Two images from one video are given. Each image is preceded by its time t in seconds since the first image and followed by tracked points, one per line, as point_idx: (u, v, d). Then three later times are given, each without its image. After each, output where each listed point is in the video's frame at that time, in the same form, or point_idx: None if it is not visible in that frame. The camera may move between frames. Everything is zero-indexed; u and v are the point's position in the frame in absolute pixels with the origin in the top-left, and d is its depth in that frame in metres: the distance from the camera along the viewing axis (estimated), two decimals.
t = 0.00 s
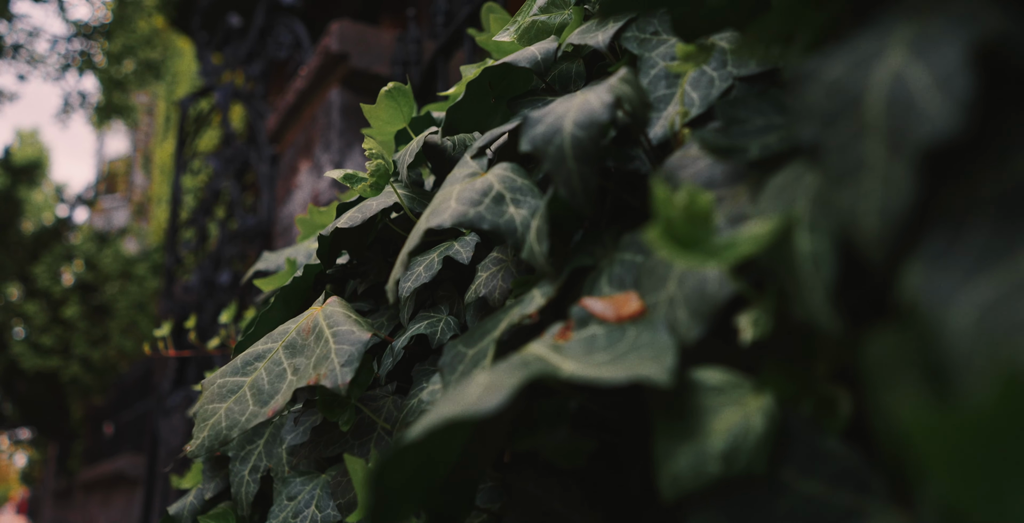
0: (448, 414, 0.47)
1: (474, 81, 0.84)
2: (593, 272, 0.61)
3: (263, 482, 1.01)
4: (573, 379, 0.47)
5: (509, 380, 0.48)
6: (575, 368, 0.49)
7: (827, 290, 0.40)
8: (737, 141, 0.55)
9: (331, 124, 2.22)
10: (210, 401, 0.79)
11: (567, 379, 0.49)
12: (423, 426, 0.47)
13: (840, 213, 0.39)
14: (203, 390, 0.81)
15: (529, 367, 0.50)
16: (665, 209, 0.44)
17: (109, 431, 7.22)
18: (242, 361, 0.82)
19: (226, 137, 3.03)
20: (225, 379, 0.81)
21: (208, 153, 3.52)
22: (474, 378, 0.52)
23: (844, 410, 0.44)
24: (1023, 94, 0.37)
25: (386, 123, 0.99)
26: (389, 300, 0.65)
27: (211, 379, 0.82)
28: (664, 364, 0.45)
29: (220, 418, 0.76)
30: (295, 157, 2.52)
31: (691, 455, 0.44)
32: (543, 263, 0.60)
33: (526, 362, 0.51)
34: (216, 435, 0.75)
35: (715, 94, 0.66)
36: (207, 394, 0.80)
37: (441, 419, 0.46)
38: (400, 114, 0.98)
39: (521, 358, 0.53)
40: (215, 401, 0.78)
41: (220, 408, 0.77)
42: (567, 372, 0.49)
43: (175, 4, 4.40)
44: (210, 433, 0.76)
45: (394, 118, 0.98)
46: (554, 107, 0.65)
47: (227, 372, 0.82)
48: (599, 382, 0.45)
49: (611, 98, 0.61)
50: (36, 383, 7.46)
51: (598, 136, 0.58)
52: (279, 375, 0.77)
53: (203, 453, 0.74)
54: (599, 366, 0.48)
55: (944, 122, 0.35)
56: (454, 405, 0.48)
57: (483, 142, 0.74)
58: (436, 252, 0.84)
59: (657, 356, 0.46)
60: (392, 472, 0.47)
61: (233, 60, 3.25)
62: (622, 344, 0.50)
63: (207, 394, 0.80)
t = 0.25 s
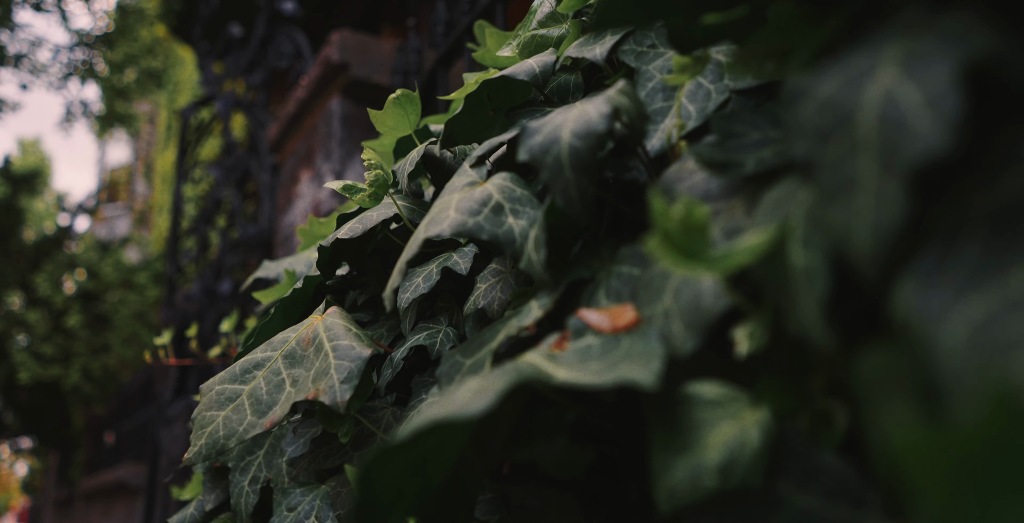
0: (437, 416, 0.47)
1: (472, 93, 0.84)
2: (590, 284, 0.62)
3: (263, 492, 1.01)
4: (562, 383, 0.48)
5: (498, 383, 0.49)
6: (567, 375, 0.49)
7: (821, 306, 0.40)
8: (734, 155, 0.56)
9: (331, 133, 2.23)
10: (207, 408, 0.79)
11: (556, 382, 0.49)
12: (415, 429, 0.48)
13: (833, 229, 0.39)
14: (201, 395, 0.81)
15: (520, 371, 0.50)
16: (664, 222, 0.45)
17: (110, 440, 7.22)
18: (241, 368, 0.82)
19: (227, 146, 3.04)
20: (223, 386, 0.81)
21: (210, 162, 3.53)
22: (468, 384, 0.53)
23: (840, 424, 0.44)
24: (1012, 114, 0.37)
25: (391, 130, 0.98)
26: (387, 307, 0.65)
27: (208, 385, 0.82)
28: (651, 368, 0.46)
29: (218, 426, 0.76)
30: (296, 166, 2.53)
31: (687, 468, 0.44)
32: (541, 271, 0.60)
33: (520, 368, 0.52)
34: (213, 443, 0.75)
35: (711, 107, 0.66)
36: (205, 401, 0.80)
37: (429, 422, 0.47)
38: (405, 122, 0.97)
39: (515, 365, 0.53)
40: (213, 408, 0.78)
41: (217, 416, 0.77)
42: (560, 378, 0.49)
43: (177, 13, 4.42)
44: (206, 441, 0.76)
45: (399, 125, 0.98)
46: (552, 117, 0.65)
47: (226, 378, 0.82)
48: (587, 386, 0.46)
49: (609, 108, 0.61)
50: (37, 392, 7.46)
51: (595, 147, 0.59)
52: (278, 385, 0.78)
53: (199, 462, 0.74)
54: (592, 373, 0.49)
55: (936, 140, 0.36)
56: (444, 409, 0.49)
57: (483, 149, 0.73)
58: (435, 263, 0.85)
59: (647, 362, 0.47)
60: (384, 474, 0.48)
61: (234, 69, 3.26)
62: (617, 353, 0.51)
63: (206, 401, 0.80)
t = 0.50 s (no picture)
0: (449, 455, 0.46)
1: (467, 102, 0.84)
2: (588, 298, 0.62)
3: (263, 503, 1.01)
4: (569, 410, 0.48)
5: (509, 416, 0.48)
6: (572, 397, 0.50)
7: (815, 323, 0.40)
8: (729, 170, 0.56)
9: (331, 142, 2.23)
10: (208, 425, 0.79)
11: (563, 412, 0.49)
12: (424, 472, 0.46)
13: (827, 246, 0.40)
14: (202, 414, 0.82)
15: (528, 402, 0.50)
16: (660, 238, 0.45)
17: (111, 448, 7.22)
18: (241, 384, 0.83)
19: (228, 155, 3.05)
20: (224, 403, 0.81)
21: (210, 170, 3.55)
22: (474, 413, 0.53)
23: (835, 437, 0.44)
24: (1001, 133, 0.38)
25: (390, 140, 0.98)
26: (386, 320, 0.66)
27: (209, 403, 0.82)
28: (660, 393, 0.46)
29: (220, 443, 0.77)
30: (296, 175, 2.53)
31: (684, 481, 0.45)
32: (537, 288, 0.61)
33: (523, 394, 0.52)
34: (215, 460, 0.75)
35: (707, 120, 0.67)
36: (206, 419, 0.80)
37: (442, 463, 0.45)
38: (404, 132, 0.97)
39: (517, 389, 0.54)
40: (214, 425, 0.79)
41: (218, 432, 0.78)
42: (565, 405, 0.49)
43: (178, 22, 4.44)
44: (208, 459, 0.76)
45: (398, 136, 0.98)
46: (548, 134, 0.66)
47: (226, 396, 0.82)
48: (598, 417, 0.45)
49: (603, 127, 0.62)
50: (38, 401, 7.45)
51: (591, 163, 0.60)
52: (278, 399, 0.78)
53: (202, 478, 0.75)
54: (597, 395, 0.49)
55: (926, 159, 0.36)
56: (454, 444, 0.48)
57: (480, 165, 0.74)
58: (434, 274, 0.85)
59: (653, 384, 0.47)
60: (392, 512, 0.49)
61: (235, 78, 3.27)
62: (618, 371, 0.51)
63: (206, 418, 0.80)
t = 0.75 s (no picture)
0: (441, 462, 0.47)
1: (467, 116, 0.84)
2: (586, 308, 0.62)
3: (262, 513, 1.01)
4: (564, 418, 0.48)
5: (503, 424, 0.49)
6: (568, 407, 0.50)
7: (808, 336, 0.41)
8: (724, 183, 0.56)
9: (331, 151, 2.24)
10: (207, 436, 0.79)
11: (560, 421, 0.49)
12: (417, 476, 0.48)
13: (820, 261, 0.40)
14: (201, 424, 0.82)
15: (524, 410, 0.50)
16: (654, 252, 0.45)
17: (111, 456, 7.22)
18: (240, 395, 0.83)
19: (228, 163, 3.06)
20: (223, 414, 0.82)
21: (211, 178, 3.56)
22: (469, 420, 0.53)
23: (830, 449, 0.44)
24: (990, 150, 0.38)
25: (389, 150, 0.98)
26: (387, 336, 0.66)
27: (208, 413, 0.83)
28: (654, 403, 0.46)
29: (218, 454, 0.77)
30: (297, 183, 2.54)
31: (680, 494, 0.45)
32: (536, 301, 0.61)
33: (519, 402, 0.53)
34: (214, 471, 0.75)
35: (704, 132, 0.67)
36: (205, 429, 0.81)
37: (435, 468, 0.46)
38: (404, 142, 0.97)
39: (514, 398, 0.54)
40: (213, 436, 0.79)
41: (217, 443, 0.78)
42: (560, 412, 0.49)
43: (179, 30, 4.46)
44: (207, 469, 0.76)
45: (398, 145, 0.97)
46: (548, 147, 0.66)
47: (226, 406, 0.83)
48: (589, 424, 0.46)
49: (603, 138, 0.62)
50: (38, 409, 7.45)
51: (591, 177, 0.60)
52: (278, 410, 0.78)
53: (201, 489, 0.75)
54: (592, 405, 0.49)
55: (918, 176, 0.37)
56: (447, 450, 0.49)
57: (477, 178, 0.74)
58: (433, 285, 0.85)
59: (648, 395, 0.47)
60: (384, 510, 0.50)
61: (235, 86, 3.28)
62: (614, 382, 0.51)
63: (205, 428, 0.81)
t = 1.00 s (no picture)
0: (427, 457, 0.48)
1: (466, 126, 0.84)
2: (583, 320, 0.63)
3: None
4: (554, 422, 0.48)
5: (490, 421, 0.50)
6: (559, 413, 0.50)
7: (802, 350, 0.41)
8: (721, 195, 0.56)
9: (331, 159, 2.25)
10: (206, 445, 0.80)
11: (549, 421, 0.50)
12: (403, 469, 0.49)
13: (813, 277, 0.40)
14: (200, 433, 0.82)
15: (514, 409, 0.51)
16: (649, 264, 0.45)
17: (111, 465, 7.22)
18: (240, 404, 0.83)
19: (229, 171, 3.07)
20: (222, 422, 0.82)
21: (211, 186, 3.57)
22: (461, 422, 0.54)
23: (827, 462, 0.45)
24: (981, 167, 0.39)
25: (388, 162, 0.98)
26: (382, 341, 0.66)
27: (208, 423, 0.83)
28: (638, 407, 0.47)
29: (217, 462, 0.77)
30: (297, 191, 2.54)
31: (677, 506, 0.45)
32: (532, 308, 0.61)
33: (512, 406, 0.53)
34: (212, 479, 0.75)
35: (701, 143, 0.68)
36: (205, 437, 0.81)
37: (419, 462, 0.47)
38: (402, 154, 0.97)
39: (509, 402, 0.54)
40: (212, 444, 0.80)
41: (216, 451, 0.79)
42: (551, 417, 0.50)
43: (179, 39, 4.47)
44: (205, 477, 0.77)
45: (396, 157, 0.98)
46: (543, 157, 0.67)
47: (225, 414, 0.83)
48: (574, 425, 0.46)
49: (598, 149, 0.63)
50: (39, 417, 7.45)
51: (585, 188, 0.60)
52: (276, 418, 0.78)
53: (199, 497, 0.75)
54: (584, 410, 0.49)
55: (910, 192, 0.37)
56: (435, 446, 0.50)
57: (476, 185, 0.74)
58: (432, 295, 0.85)
59: (636, 401, 0.48)
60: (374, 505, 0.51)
61: (236, 95, 3.29)
62: (608, 391, 0.51)
63: (204, 437, 0.81)
